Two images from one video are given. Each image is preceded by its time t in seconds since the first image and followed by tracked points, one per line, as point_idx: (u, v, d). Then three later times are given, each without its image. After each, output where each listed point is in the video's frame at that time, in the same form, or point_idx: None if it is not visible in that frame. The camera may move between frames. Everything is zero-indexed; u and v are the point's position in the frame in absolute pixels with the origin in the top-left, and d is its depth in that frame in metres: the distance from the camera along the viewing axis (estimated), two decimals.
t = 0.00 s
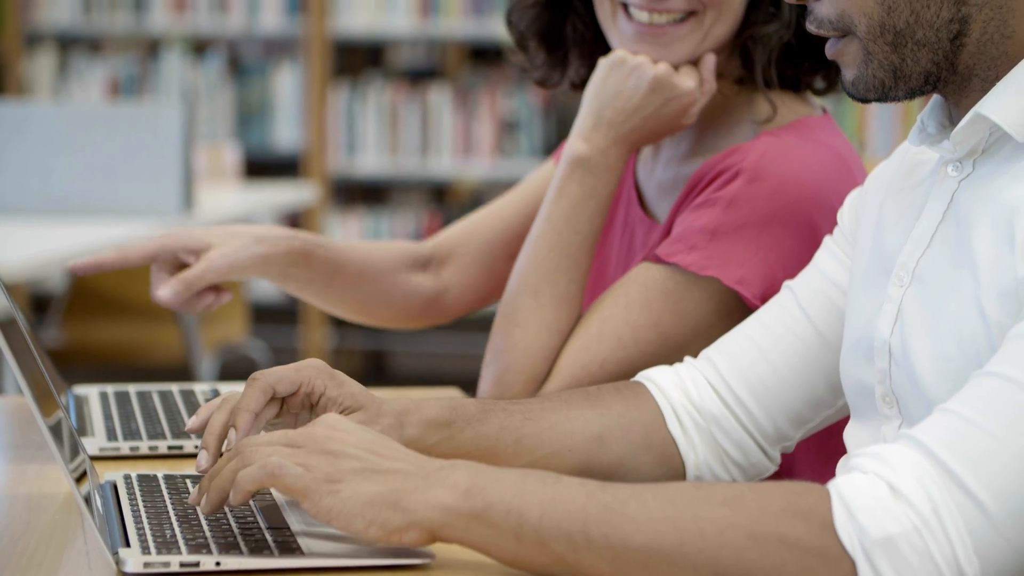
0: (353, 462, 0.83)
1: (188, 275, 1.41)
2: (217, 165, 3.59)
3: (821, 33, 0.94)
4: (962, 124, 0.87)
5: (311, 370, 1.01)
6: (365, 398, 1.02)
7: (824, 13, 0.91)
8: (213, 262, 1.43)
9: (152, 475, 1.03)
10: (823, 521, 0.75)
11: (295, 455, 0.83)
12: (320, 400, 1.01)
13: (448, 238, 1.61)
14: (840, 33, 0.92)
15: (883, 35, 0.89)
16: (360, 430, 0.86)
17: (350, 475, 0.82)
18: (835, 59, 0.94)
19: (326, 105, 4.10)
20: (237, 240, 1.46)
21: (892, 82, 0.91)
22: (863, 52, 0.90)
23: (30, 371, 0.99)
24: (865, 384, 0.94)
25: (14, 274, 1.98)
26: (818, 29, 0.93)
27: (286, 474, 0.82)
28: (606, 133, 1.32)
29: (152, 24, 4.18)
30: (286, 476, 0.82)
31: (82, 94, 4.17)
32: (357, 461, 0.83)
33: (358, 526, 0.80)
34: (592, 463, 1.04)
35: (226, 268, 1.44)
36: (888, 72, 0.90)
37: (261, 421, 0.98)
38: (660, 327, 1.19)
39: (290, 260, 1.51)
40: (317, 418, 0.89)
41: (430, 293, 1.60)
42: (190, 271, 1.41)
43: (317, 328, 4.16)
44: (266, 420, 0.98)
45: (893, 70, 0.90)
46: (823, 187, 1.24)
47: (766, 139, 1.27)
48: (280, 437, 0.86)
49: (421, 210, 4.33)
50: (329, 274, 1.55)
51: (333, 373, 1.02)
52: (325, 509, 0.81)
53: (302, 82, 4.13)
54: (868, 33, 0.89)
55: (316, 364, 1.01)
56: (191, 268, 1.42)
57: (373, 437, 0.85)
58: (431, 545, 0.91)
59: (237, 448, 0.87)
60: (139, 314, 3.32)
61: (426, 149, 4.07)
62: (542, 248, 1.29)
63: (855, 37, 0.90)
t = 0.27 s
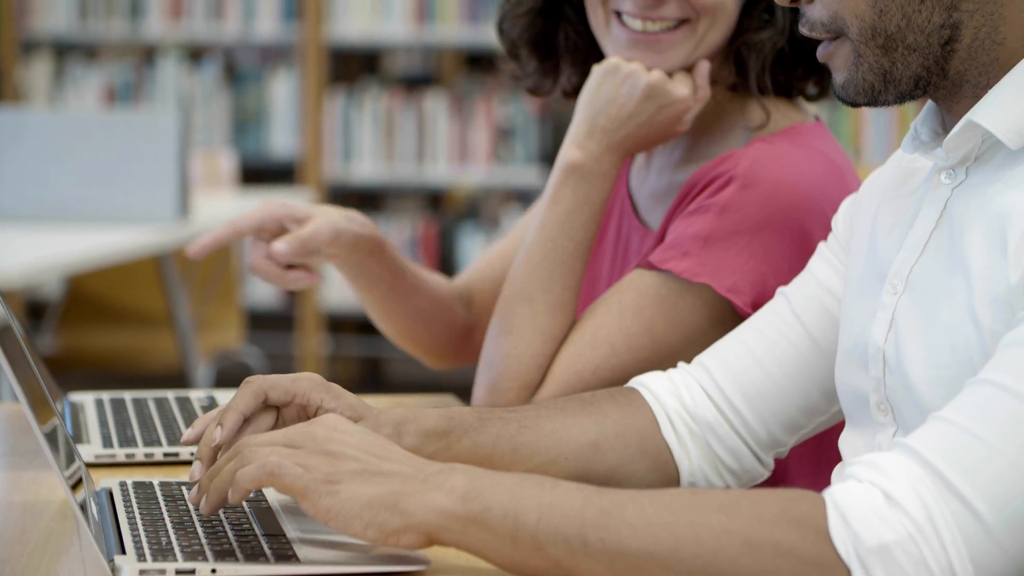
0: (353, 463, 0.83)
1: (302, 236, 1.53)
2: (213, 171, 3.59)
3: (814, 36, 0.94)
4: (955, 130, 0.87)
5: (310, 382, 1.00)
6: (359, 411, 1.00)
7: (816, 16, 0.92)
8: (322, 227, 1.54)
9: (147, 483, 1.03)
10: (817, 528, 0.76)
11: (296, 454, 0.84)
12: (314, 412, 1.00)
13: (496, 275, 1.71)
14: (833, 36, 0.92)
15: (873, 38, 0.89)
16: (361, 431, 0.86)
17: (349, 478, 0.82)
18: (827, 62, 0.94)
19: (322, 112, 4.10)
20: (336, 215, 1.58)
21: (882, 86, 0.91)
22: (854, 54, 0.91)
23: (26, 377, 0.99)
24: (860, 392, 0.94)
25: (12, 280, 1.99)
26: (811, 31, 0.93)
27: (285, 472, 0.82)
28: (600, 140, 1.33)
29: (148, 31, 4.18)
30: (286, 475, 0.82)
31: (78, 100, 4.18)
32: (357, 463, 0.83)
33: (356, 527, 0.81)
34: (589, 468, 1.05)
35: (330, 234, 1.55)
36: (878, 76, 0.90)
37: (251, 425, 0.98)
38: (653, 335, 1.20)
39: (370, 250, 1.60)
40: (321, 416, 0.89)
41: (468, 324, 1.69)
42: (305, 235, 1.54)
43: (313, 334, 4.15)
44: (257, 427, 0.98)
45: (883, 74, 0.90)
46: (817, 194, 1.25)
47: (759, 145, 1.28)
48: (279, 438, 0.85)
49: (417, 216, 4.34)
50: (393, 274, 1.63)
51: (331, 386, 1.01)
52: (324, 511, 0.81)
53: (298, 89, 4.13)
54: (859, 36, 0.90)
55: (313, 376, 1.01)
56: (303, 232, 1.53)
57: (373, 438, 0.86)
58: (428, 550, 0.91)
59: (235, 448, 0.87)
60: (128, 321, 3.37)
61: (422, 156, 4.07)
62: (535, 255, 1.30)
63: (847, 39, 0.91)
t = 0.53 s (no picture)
0: (350, 472, 0.83)
1: (354, 269, 1.55)
2: (209, 179, 3.58)
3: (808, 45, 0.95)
4: (950, 139, 0.87)
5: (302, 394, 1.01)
6: (354, 420, 1.01)
7: (810, 24, 0.93)
8: (374, 261, 1.56)
9: (142, 490, 1.03)
10: (813, 535, 0.76)
11: (292, 465, 0.84)
12: (310, 423, 1.00)
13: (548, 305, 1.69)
14: (826, 43, 0.93)
15: (866, 47, 0.90)
16: (356, 440, 0.86)
17: (345, 486, 0.82)
18: (819, 70, 0.95)
19: (317, 120, 4.10)
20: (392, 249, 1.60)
21: (874, 95, 0.91)
22: (846, 62, 0.91)
23: (21, 385, 0.99)
24: (856, 401, 0.94)
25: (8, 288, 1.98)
26: (805, 41, 0.94)
27: (281, 482, 0.82)
28: (597, 148, 1.33)
29: (143, 39, 4.18)
30: (283, 484, 0.82)
31: (73, 108, 4.19)
32: (353, 471, 0.83)
33: (353, 536, 0.81)
34: (585, 478, 1.05)
35: (382, 269, 1.57)
36: (870, 84, 0.91)
37: (248, 441, 0.98)
38: (645, 342, 1.20)
39: (422, 287, 1.61)
40: (314, 427, 0.89)
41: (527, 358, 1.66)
42: (356, 265, 1.56)
43: (309, 341, 4.15)
44: (253, 440, 0.98)
45: (875, 81, 0.91)
46: (811, 202, 1.25)
47: (752, 153, 1.28)
48: (276, 450, 0.86)
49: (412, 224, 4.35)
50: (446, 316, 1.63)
51: (325, 396, 1.02)
52: (320, 519, 0.81)
53: (293, 97, 4.13)
54: (853, 43, 0.90)
55: (307, 388, 1.01)
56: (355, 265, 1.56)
57: (368, 447, 0.85)
58: (424, 559, 0.91)
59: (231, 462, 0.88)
60: (125, 331, 3.36)
61: (418, 163, 4.08)
62: (528, 265, 1.30)
63: (840, 47, 0.91)
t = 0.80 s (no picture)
0: (347, 478, 0.83)
1: (353, 271, 1.56)
2: (205, 187, 3.58)
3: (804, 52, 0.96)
4: (946, 148, 0.88)
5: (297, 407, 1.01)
6: (350, 430, 1.00)
7: (806, 32, 0.93)
8: (373, 264, 1.56)
9: (137, 499, 1.03)
10: (808, 543, 0.76)
11: (289, 470, 0.83)
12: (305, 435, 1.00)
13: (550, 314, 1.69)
14: (822, 49, 0.93)
15: (861, 54, 0.90)
16: (353, 446, 0.86)
17: (342, 492, 0.82)
18: (813, 77, 0.95)
19: (313, 128, 4.11)
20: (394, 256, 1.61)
21: (868, 103, 0.92)
22: (841, 69, 0.92)
23: (16, 394, 0.99)
24: (852, 410, 0.95)
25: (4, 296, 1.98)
26: (801, 48, 0.95)
27: (278, 487, 0.82)
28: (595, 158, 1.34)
29: (139, 46, 4.18)
30: (280, 489, 0.82)
31: (68, 116, 4.19)
32: (351, 477, 0.83)
33: (349, 541, 0.80)
34: (582, 486, 1.05)
35: (381, 273, 1.57)
36: (864, 92, 0.91)
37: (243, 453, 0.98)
38: (641, 349, 1.20)
39: (424, 293, 1.62)
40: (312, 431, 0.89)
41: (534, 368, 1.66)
42: (355, 267, 1.56)
43: (304, 349, 4.14)
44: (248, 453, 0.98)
45: (869, 89, 0.91)
46: (807, 210, 1.25)
47: (748, 162, 1.28)
48: (271, 455, 0.86)
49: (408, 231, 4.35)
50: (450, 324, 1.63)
51: (320, 409, 1.02)
52: (316, 525, 0.81)
53: (289, 105, 4.13)
54: (848, 50, 0.90)
55: (302, 400, 1.01)
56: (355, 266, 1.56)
57: (366, 451, 0.86)
58: (419, 567, 0.91)
59: (227, 466, 0.87)
60: (123, 337, 3.36)
61: (413, 171, 4.08)
62: (526, 271, 1.31)
63: (835, 53, 0.92)
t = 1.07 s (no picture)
0: (340, 494, 0.83)
1: (352, 265, 1.57)
2: (200, 194, 3.58)
3: (797, 53, 0.96)
4: (940, 154, 0.88)
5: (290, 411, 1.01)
6: (346, 436, 1.01)
7: (800, 32, 0.93)
8: (372, 260, 1.57)
9: (132, 506, 1.03)
10: (803, 551, 0.76)
11: (281, 491, 0.83)
12: (298, 440, 1.01)
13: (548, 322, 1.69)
14: (816, 50, 0.93)
15: (854, 55, 0.90)
16: (344, 461, 0.86)
17: (335, 508, 0.82)
18: (806, 77, 0.95)
19: (309, 134, 4.11)
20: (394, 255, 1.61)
21: (859, 105, 0.92)
22: (834, 70, 0.92)
23: (11, 401, 0.99)
24: (847, 417, 0.95)
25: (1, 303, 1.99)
26: (795, 48, 0.94)
27: (271, 508, 0.82)
28: (589, 165, 1.34)
29: (134, 53, 4.19)
30: (273, 510, 0.82)
31: (64, 123, 4.20)
32: (344, 493, 0.83)
33: (346, 556, 0.80)
34: (578, 494, 1.05)
35: (381, 270, 1.58)
36: (856, 93, 0.91)
37: (236, 458, 0.98)
38: (637, 357, 1.21)
39: (423, 294, 1.62)
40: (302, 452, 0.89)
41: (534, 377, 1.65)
42: (355, 262, 1.57)
43: (299, 356, 4.14)
44: (241, 459, 0.98)
45: (861, 92, 0.91)
46: (802, 217, 1.26)
47: (742, 168, 1.29)
48: (261, 477, 0.85)
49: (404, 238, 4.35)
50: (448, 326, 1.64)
51: (314, 413, 1.02)
52: (312, 543, 0.81)
53: (284, 112, 4.14)
54: (841, 51, 0.90)
55: (295, 405, 1.01)
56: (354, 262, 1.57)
57: (356, 467, 0.86)
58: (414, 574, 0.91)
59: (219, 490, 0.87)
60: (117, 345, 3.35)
61: (409, 178, 4.08)
62: (521, 279, 1.32)
63: (829, 53, 0.91)
